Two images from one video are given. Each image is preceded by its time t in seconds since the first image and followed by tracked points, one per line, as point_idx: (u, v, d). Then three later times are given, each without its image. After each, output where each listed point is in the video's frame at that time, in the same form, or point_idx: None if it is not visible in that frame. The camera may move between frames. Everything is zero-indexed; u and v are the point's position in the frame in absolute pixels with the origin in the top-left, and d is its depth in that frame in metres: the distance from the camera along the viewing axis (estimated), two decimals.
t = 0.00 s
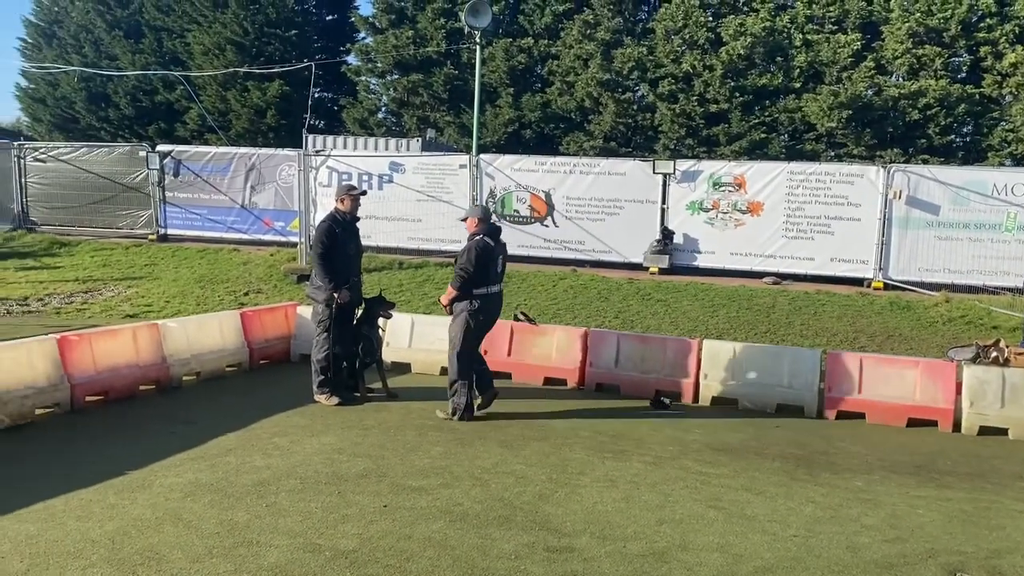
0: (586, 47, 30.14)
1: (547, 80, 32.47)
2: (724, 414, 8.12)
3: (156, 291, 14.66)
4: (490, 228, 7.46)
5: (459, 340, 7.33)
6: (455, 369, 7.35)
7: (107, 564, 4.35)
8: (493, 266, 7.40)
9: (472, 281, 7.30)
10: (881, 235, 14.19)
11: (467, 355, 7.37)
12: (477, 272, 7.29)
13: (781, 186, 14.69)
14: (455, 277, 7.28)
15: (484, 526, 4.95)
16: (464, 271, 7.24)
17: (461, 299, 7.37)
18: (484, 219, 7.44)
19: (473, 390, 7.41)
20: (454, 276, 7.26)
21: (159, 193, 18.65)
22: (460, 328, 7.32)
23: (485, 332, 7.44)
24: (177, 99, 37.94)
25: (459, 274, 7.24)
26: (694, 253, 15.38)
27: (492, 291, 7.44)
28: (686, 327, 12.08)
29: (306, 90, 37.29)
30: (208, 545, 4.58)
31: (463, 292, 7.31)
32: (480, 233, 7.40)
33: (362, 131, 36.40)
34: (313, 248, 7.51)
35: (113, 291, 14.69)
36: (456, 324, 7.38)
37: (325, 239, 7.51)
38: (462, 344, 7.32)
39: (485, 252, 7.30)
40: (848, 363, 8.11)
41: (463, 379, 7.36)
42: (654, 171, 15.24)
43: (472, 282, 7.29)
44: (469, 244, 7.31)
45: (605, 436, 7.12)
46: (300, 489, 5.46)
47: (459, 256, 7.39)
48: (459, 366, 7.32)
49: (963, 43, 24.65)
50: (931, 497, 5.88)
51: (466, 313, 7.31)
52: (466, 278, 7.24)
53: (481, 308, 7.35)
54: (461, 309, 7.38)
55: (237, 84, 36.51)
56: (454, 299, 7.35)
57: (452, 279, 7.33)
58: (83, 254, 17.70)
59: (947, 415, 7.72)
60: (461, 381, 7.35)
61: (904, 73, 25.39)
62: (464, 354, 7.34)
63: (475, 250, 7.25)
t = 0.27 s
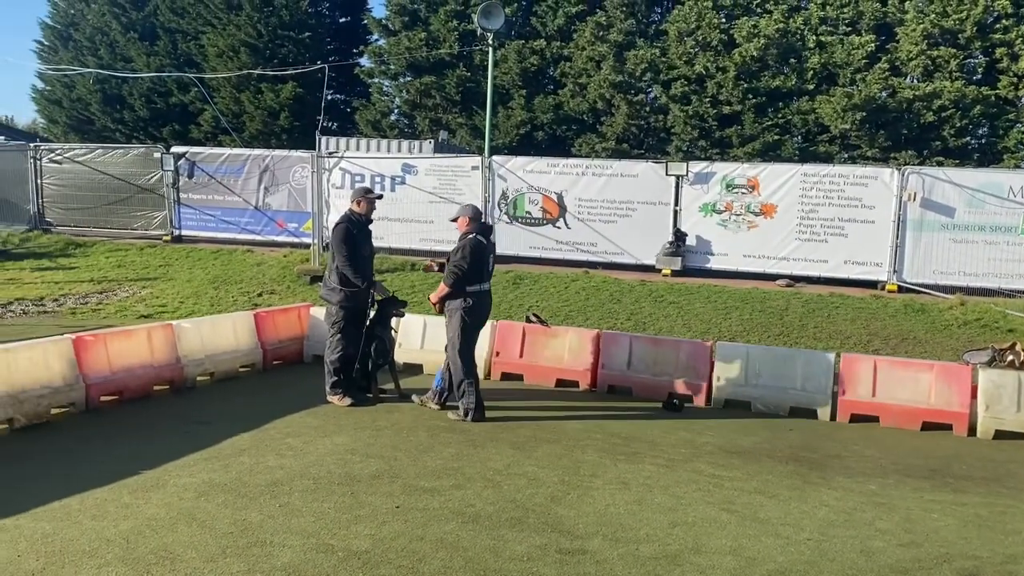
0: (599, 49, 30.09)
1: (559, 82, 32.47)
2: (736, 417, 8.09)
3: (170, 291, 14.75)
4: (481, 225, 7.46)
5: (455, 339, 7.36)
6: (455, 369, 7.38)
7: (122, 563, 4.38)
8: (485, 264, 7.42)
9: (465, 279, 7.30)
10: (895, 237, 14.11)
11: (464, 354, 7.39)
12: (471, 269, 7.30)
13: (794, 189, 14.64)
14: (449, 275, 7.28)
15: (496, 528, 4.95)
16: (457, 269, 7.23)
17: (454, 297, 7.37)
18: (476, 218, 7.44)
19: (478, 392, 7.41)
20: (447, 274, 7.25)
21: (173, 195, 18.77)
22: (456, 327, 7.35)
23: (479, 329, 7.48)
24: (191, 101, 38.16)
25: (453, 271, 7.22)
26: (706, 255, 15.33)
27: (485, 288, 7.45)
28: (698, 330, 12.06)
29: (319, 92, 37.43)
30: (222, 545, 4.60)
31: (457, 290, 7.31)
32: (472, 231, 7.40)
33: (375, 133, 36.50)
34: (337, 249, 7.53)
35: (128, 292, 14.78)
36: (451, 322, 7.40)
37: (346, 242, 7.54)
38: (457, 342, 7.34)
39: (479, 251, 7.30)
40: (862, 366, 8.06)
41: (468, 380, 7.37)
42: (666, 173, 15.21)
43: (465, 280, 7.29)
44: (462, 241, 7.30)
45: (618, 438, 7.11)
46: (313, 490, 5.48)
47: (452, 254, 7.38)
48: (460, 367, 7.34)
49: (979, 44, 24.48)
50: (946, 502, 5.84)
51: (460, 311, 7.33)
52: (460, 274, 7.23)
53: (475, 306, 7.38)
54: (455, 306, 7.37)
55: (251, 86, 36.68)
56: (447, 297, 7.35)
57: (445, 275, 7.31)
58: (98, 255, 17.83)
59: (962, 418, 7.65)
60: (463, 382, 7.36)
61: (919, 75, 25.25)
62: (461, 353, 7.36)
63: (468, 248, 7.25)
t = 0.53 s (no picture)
0: (609, 49, 30.06)
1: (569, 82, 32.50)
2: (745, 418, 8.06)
3: (181, 291, 14.80)
4: (475, 222, 7.50)
5: (454, 336, 7.37)
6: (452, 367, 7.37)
7: (132, 562, 4.39)
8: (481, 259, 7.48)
9: (465, 275, 7.32)
10: (906, 238, 14.04)
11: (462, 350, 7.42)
12: (471, 265, 7.34)
13: (804, 189, 14.59)
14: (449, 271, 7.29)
15: (505, 528, 4.94)
16: (458, 265, 7.25)
17: (452, 293, 7.39)
18: (470, 214, 7.49)
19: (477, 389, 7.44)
20: (448, 270, 7.25)
21: (183, 195, 18.84)
22: (455, 323, 7.37)
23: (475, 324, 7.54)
24: (202, 102, 38.31)
25: (455, 267, 7.24)
26: (716, 256, 15.30)
27: (480, 284, 7.50)
28: (708, 331, 12.03)
29: (330, 93, 37.53)
30: (232, 544, 4.61)
31: (457, 286, 7.32)
32: (468, 227, 7.43)
33: (384, 133, 36.55)
34: (361, 249, 7.52)
35: (139, 292, 14.84)
36: (449, 318, 7.41)
37: (369, 242, 7.53)
38: (455, 338, 7.36)
39: (479, 247, 7.36)
40: (873, 367, 8.02)
41: (467, 377, 7.39)
42: (676, 174, 15.17)
43: (466, 276, 7.32)
44: (459, 238, 7.32)
45: (627, 439, 7.09)
46: (322, 489, 5.49)
47: (449, 250, 7.39)
48: (458, 364, 7.35)
49: (991, 44, 24.37)
50: (958, 504, 5.81)
51: (459, 307, 7.36)
52: (461, 271, 7.25)
53: (472, 302, 7.42)
54: (453, 302, 7.40)
55: (261, 86, 36.79)
56: (447, 293, 7.36)
57: (445, 272, 7.30)
58: (109, 255, 17.91)
59: (974, 420, 7.60)
60: (462, 379, 7.37)
61: (930, 75, 25.11)
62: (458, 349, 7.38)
63: (468, 244, 7.29)
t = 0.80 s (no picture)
0: (616, 50, 30.05)
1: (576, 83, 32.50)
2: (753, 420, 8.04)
3: (189, 291, 14.85)
4: (473, 220, 7.52)
5: (457, 334, 7.36)
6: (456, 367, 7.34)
7: (139, 561, 4.40)
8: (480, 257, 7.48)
9: (465, 273, 7.32)
10: (915, 240, 13.99)
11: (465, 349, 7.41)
12: (471, 262, 7.34)
13: (812, 190, 14.55)
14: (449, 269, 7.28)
15: (512, 529, 4.94)
16: (458, 263, 7.24)
17: (453, 291, 7.38)
18: (468, 213, 7.50)
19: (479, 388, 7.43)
20: (448, 268, 7.24)
21: (191, 195, 18.90)
22: (457, 321, 7.37)
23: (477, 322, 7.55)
24: (210, 102, 38.43)
25: (455, 265, 7.23)
26: (723, 257, 15.28)
27: (481, 282, 7.50)
28: (715, 332, 12.00)
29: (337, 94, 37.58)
30: (239, 544, 4.62)
31: (457, 284, 7.32)
32: (466, 226, 7.44)
33: (392, 134, 36.58)
34: (376, 249, 7.51)
35: (147, 292, 14.89)
36: (451, 317, 7.41)
37: (383, 242, 7.53)
38: (458, 337, 7.35)
39: (479, 245, 7.36)
40: (881, 369, 7.99)
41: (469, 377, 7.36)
42: (683, 174, 15.14)
43: (466, 274, 7.32)
44: (459, 236, 7.33)
45: (634, 440, 7.08)
46: (329, 489, 5.50)
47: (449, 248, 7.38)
48: (461, 363, 7.31)
49: (1000, 44, 24.25)
50: (966, 506, 5.78)
51: (461, 305, 7.37)
52: (462, 268, 7.25)
53: (473, 300, 7.43)
54: (455, 300, 7.40)
55: (269, 87, 36.88)
56: (448, 291, 7.36)
57: (445, 271, 7.29)
58: (118, 255, 17.98)
59: (983, 422, 7.56)
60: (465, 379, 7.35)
61: (939, 76, 25.01)
62: (461, 348, 7.36)
63: (467, 242, 7.29)
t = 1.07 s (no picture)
0: (621, 51, 30.05)
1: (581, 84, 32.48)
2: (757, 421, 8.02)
3: (194, 291, 14.88)
4: (473, 220, 7.52)
5: (458, 334, 7.36)
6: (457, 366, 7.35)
7: (144, 561, 4.41)
8: (481, 256, 7.48)
9: (465, 272, 7.32)
10: (920, 241, 13.96)
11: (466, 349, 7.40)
12: (471, 262, 7.33)
13: (817, 191, 14.52)
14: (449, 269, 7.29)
15: (516, 530, 4.94)
16: (457, 262, 7.24)
17: (454, 291, 7.39)
18: (469, 213, 7.51)
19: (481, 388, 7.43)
20: (448, 268, 7.25)
21: (197, 196, 18.94)
22: (457, 321, 7.37)
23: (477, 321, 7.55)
24: (216, 103, 38.52)
25: (455, 264, 7.23)
26: (729, 258, 15.26)
27: (481, 281, 7.50)
28: (720, 333, 11.99)
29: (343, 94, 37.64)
30: (243, 544, 4.63)
31: (457, 284, 7.32)
32: (466, 226, 7.45)
33: (397, 134, 36.61)
34: (384, 248, 7.51)
35: (152, 292, 14.93)
36: (452, 317, 7.40)
37: (391, 242, 7.55)
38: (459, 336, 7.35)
39: (478, 245, 7.36)
40: (886, 370, 7.97)
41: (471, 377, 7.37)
42: (689, 175, 15.13)
43: (466, 273, 7.32)
44: (459, 236, 7.33)
45: (638, 441, 7.07)
46: (333, 490, 5.50)
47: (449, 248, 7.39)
48: (463, 363, 7.33)
49: (1006, 45, 24.19)
50: (972, 508, 5.76)
51: (461, 305, 7.37)
52: (461, 267, 7.24)
53: (473, 300, 7.43)
54: (455, 300, 7.40)
55: (275, 88, 36.94)
56: (448, 291, 7.36)
57: (445, 270, 7.29)
58: (124, 255, 18.03)
59: (988, 424, 7.54)
60: (467, 379, 7.35)
61: (945, 76, 24.94)
62: (463, 348, 7.36)
63: (467, 241, 7.29)
